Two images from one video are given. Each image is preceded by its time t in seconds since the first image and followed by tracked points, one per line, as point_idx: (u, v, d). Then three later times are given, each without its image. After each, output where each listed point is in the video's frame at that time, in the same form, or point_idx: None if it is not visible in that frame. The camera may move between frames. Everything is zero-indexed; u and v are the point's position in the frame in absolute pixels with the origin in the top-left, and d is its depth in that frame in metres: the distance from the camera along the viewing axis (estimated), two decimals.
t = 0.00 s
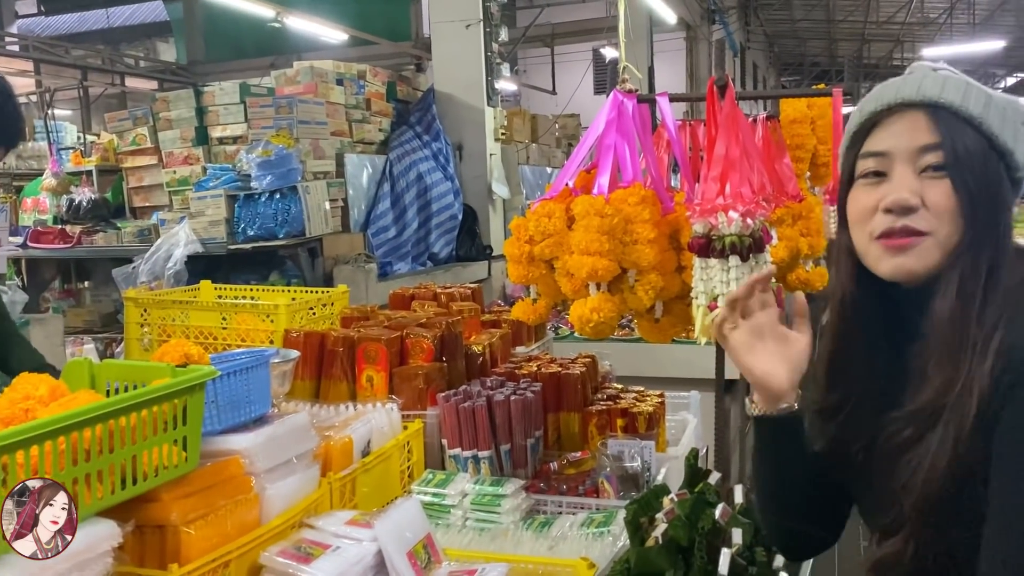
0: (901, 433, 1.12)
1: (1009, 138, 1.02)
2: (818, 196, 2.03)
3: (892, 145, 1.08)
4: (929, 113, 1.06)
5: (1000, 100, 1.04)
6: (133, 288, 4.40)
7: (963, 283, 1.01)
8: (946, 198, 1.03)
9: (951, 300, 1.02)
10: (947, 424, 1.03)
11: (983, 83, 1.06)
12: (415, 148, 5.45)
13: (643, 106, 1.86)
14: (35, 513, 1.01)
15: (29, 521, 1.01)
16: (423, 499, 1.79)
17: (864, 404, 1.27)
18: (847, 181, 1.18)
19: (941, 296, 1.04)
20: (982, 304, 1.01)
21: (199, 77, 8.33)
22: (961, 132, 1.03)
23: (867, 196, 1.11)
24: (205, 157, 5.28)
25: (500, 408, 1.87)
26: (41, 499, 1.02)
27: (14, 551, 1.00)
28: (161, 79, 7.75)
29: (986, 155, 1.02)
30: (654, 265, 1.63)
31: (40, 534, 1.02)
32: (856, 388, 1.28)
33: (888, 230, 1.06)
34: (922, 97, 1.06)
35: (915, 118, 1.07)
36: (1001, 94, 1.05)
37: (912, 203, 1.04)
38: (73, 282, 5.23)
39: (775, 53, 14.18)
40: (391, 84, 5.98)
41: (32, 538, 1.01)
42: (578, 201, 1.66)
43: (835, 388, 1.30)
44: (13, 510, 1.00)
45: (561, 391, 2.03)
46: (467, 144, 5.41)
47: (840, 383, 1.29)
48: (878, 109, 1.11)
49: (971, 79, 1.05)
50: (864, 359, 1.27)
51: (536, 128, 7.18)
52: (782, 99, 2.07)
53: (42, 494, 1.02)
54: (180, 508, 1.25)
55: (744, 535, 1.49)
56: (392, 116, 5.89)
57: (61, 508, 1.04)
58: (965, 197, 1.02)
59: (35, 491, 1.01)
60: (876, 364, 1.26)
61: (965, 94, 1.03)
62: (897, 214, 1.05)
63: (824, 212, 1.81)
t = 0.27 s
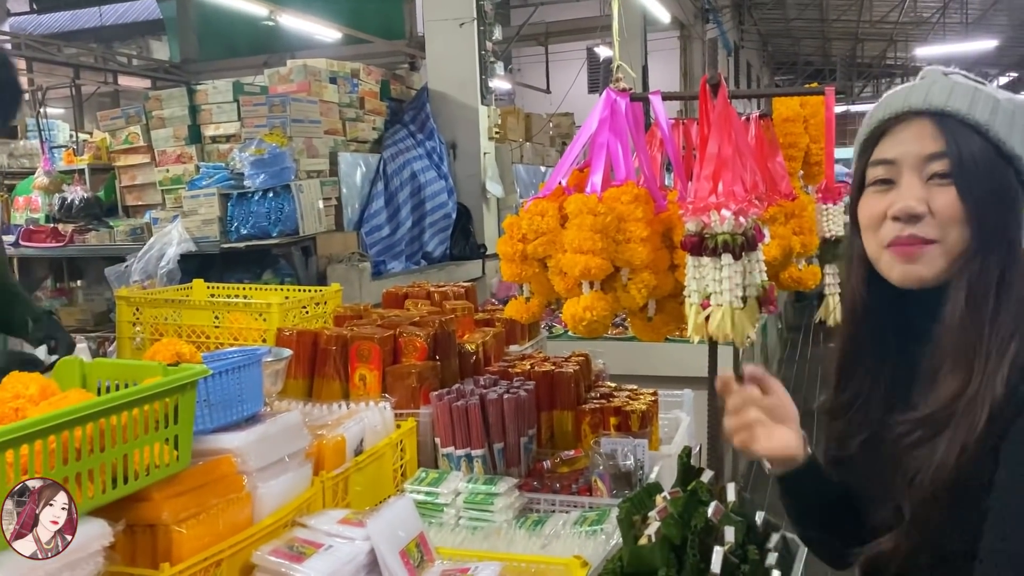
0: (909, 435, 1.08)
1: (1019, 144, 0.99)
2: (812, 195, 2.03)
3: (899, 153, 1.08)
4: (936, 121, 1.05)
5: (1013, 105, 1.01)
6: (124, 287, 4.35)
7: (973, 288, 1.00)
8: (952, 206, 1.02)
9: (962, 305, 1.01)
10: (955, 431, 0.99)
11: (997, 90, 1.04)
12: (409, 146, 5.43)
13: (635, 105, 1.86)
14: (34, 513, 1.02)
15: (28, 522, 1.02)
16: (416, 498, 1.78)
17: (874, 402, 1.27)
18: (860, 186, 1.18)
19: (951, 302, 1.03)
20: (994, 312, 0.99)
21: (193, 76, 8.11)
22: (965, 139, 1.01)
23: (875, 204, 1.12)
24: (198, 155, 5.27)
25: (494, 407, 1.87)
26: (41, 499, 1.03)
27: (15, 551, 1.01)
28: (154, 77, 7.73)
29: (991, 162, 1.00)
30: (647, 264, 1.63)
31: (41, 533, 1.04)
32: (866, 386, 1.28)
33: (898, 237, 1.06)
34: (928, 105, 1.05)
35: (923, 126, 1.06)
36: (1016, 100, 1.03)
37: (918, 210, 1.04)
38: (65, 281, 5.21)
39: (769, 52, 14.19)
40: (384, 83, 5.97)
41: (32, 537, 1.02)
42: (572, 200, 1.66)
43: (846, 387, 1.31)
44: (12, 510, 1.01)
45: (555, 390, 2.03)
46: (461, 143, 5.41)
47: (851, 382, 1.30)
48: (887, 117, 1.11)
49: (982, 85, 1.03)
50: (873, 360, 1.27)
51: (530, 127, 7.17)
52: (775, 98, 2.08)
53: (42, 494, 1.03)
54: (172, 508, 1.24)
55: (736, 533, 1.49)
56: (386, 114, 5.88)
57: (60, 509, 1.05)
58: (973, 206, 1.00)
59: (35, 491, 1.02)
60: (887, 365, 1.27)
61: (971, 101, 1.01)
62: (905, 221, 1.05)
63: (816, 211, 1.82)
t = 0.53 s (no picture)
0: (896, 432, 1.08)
1: (1013, 145, 0.99)
2: (806, 194, 2.04)
3: (894, 150, 1.08)
4: (931, 119, 1.05)
5: (1011, 107, 1.01)
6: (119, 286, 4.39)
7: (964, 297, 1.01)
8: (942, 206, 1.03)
9: (949, 305, 1.02)
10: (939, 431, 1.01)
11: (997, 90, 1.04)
12: (404, 145, 5.46)
13: (630, 104, 1.86)
14: (36, 513, 1.02)
15: (30, 521, 1.02)
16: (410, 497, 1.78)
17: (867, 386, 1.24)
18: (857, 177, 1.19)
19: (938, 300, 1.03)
20: (984, 314, 1.00)
21: (187, 75, 8.15)
22: (960, 138, 1.01)
23: (870, 197, 1.12)
24: (193, 154, 5.26)
25: (488, 406, 1.87)
26: (41, 499, 1.03)
27: (15, 551, 1.01)
28: (147, 75, 7.69)
29: (985, 163, 1.00)
30: (641, 262, 1.63)
31: (41, 533, 1.04)
32: (858, 378, 1.25)
33: (885, 231, 1.08)
34: (925, 102, 1.05)
35: (918, 123, 1.06)
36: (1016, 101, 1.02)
37: (906, 208, 1.05)
38: (59, 280, 5.19)
39: (764, 51, 14.20)
40: (379, 82, 5.95)
41: (32, 538, 1.03)
42: (566, 199, 1.65)
43: (844, 377, 1.28)
44: (13, 510, 1.00)
45: (549, 389, 2.03)
46: (456, 142, 5.41)
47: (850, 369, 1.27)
48: (885, 113, 1.11)
49: (980, 86, 1.03)
50: (868, 351, 1.26)
51: (525, 126, 7.17)
52: (769, 97, 2.08)
53: (42, 494, 1.03)
54: (164, 508, 1.24)
55: (731, 532, 1.48)
56: (381, 113, 5.87)
57: (61, 508, 1.05)
58: (964, 208, 1.01)
59: (35, 491, 1.02)
60: (881, 357, 1.25)
61: (968, 101, 1.01)
62: (893, 219, 1.06)
63: (810, 210, 1.82)
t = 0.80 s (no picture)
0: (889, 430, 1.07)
1: (1006, 137, 0.99)
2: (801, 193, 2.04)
3: (886, 146, 1.08)
4: (922, 114, 1.05)
5: (1001, 100, 1.01)
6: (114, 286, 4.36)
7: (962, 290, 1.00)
8: (935, 202, 1.03)
9: (946, 298, 1.01)
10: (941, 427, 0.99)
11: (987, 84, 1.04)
12: (400, 144, 5.44)
13: (625, 102, 1.86)
14: (35, 513, 1.03)
15: (29, 522, 1.03)
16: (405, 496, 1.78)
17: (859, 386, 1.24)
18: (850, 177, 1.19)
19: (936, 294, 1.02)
20: (983, 309, 0.99)
21: (182, 73, 8.17)
22: (954, 132, 1.02)
23: (862, 195, 1.12)
24: (188, 153, 5.26)
25: (483, 405, 1.86)
26: (41, 499, 1.04)
27: (15, 551, 1.02)
28: (142, 74, 7.66)
29: (978, 155, 1.00)
30: (636, 261, 1.63)
31: (40, 534, 1.05)
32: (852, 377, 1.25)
33: (880, 229, 1.07)
34: (917, 98, 1.05)
35: (910, 119, 1.06)
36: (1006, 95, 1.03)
37: (899, 206, 1.05)
38: (54, 280, 5.18)
39: (760, 50, 14.21)
40: (375, 80, 5.95)
41: (32, 538, 1.04)
42: (561, 198, 1.65)
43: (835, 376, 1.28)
44: (13, 510, 1.01)
45: (545, 389, 2.02)
46: (451, 141, 5.40)
47: (842, 367, 1.27)
48: (878, 110, 1.11)
49: (970, 80, 1.03)
50: (862, 350, 1.26)
51: (521, 125, 7.16)
52: (764, 96, 2.08)
53: (42, 494, 1.04)
54: (159, 507, 1.24)
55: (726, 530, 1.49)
56: (377, 112, 5.86)
57: (61, 508, 1.06)
58: (956, 203, 1.01)
59: (35, 491, 1.03)
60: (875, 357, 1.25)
61: (959, 95, 1.02)
62: (886, 217, 1.06)
63: (805, 209, 1.82)
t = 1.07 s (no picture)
0: (864, 448, 1.02)
1: (959, 144, 0.89)
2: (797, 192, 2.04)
3: (854, 151, 1.03)
4: (879, 122, 0.97)
5: (963, 104, 0.90)
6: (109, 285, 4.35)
7: (918, 301, 0.93)
8: (884, 211, 0.98)
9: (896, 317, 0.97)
10: (915, 449, 0.93)
11: (960, 84, 0.93)
12: (395, 144, 5.44)
13: (621, 102, 1.86)
14: (35, 513, 1.04)
15: (29, 522, 1.04)
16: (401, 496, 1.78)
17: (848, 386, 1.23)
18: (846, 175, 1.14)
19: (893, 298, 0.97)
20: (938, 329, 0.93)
21: (177, 73, 8.12)
22: (898, 144, 0.93)
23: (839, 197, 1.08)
24: (183, 152, 5.26)
25: (480, 405, 1.87)
26: (41, 499, 1.05)
27: (15, 551, 1.03)
28: (138, 73, 7.66)
29: (925, 168, 0.92)
30: (632, 261, 1.63)
31: (41, 534, 1.06)
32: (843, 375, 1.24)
33: (849, 233, 1.06)
34: (872, 106, 0.98)
35: (871, 128, 0.99)
36: (977, 96, 0.91)
37: (853, 215, 1.03)
38: (49, 279, 5.17)
39: (755, 49, 14.26)
40: (371, 80, 5.94)
41: (32, 537, 1.04)
42: (557, 197, 1.65)
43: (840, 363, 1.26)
44: (13, 510, 1.02)
45: (541, 389, 2.03)
46: (448, 140, 5.41)
47: (846, 355, 1.27)
48: (852, 109, 1.04)
49: (935, 83, 0.93)
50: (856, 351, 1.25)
51: (517, 124, 7.17)
52: (759, 96, 2.08)
53: (42, 494, 1.05)
54: (154, 507, 1.24)
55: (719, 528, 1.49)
56: (373, 111, 5.86)
57: (61, 508, 1.07)
58: (904, 211, 0.93)
59: (36, 491, 1.04)
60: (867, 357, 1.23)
61: (911, 103, 0.92)
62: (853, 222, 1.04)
63: (800, 208, 1.82)
